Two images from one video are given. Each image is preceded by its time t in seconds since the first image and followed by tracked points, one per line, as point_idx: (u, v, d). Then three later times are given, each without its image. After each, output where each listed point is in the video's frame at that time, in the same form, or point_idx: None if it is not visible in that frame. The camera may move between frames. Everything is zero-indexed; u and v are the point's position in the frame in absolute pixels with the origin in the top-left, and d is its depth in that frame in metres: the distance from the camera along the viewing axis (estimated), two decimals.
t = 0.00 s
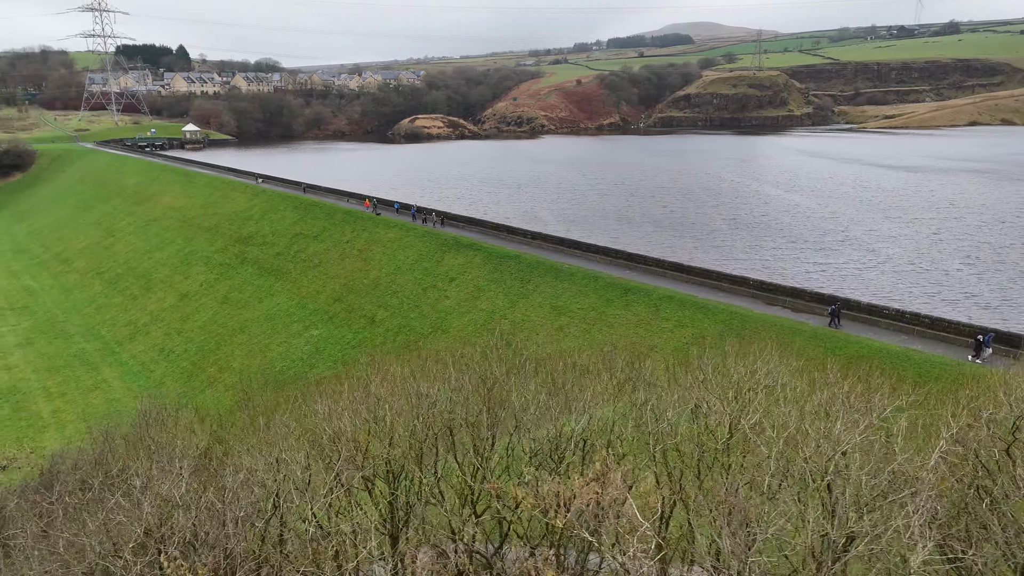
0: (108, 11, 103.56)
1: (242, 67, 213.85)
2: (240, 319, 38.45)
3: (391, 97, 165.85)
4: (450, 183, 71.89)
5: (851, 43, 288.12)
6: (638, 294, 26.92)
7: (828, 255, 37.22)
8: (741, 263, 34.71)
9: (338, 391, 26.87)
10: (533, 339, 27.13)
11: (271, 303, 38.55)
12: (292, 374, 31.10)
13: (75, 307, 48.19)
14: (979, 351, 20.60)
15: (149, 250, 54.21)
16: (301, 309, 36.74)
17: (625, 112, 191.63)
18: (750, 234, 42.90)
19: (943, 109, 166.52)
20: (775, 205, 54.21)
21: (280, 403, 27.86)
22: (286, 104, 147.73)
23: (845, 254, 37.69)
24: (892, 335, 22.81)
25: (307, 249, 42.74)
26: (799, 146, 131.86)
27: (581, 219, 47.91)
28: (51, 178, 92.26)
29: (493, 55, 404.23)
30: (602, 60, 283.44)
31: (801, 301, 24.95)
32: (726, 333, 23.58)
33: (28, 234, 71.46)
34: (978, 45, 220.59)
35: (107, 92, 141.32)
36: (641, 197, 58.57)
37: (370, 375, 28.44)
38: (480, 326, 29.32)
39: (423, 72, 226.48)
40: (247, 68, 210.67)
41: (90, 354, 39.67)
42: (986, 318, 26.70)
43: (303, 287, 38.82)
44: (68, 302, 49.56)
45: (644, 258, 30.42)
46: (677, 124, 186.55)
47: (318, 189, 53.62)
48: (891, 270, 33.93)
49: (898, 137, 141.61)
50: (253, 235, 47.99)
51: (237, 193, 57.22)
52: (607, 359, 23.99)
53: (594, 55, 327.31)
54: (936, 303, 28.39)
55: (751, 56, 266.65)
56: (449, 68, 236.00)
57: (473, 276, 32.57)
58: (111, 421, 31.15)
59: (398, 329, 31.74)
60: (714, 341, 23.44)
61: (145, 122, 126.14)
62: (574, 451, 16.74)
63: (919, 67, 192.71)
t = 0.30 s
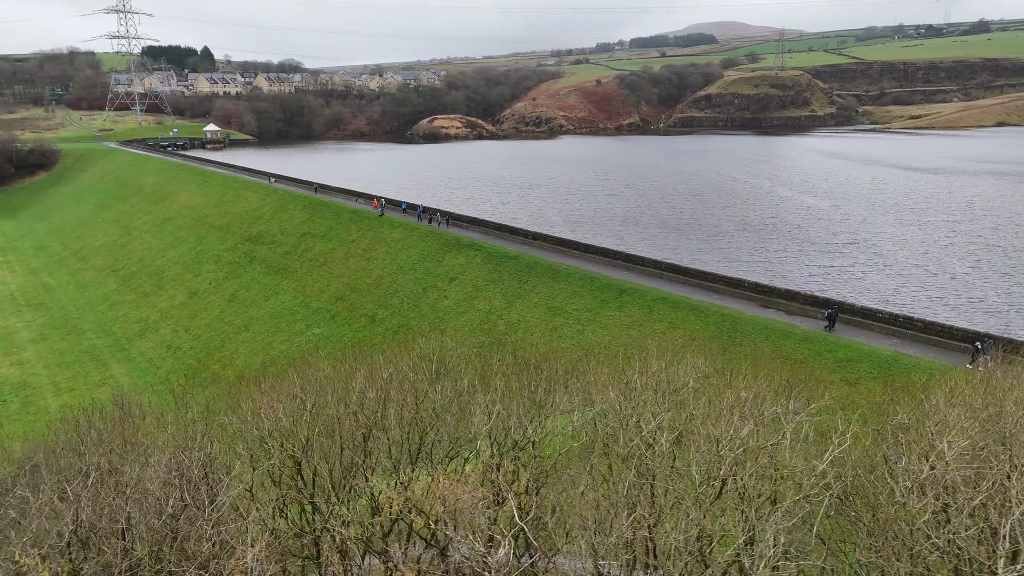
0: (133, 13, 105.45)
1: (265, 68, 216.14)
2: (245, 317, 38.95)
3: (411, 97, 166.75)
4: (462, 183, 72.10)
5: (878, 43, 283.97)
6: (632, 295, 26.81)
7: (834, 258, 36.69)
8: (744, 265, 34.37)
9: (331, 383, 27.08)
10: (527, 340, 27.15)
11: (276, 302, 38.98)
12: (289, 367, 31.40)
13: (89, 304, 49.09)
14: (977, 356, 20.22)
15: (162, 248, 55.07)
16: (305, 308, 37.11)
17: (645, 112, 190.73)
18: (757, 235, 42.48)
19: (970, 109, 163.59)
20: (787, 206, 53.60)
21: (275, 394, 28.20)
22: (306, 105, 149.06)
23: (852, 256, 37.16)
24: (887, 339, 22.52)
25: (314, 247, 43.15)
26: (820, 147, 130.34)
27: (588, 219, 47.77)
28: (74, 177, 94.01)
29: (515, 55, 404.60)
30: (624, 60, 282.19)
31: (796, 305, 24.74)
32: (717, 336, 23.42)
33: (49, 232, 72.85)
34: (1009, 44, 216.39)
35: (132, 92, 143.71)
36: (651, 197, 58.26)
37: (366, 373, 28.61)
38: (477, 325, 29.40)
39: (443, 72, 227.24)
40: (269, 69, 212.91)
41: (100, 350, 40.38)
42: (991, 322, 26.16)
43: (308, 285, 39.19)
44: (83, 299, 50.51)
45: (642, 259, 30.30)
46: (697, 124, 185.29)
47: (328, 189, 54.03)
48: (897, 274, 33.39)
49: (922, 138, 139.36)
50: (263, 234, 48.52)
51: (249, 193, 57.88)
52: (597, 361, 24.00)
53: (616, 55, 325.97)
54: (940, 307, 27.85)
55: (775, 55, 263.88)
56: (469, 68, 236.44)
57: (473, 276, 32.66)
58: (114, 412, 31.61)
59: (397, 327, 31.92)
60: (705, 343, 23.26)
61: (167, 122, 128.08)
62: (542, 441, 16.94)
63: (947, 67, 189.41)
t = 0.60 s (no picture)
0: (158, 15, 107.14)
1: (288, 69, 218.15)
2: (252, 315, 39.47)
3: (432, 98, 167.56)
4: (476, 184, 72.30)
5: (908, 42, 279.03)
6: (627, 296, 26.66)
7: (840, 260, 36.16)
8: (747, 268, 34.04)
9: (323, 377, 27.40)
10: (522, 340, 27.20)
11: (282, 300, 39.44)
12: (286, 362, 31.78)
13: (105, 301, 50.05)
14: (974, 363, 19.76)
15: (177, 246, 55.95)
16: (309, 306, 37.52)
17: (666, 112, 189.58)
18: (764, 237, 42.09)
19: (1001, 109, 160.18)
20: (799, 207, 52.97)
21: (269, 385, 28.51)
22: (328, 104, 150.34)
23: (859, 259, 36.59)
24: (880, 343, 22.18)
25: (322, 246, 43.56)
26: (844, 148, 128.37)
27: (596, 220, 47.60)
28: (98, 176, 95.75)
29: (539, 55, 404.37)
30: (647, 60, 280.57)
31: (790, 307, 24.45)
32: (707, 338, 23.23)
33: (72, 230, 74.33)
34: None
35: (157, 92, 145.93)
36: (663, 198, 57.91)
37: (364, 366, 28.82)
38: (474, 325, 29.49)
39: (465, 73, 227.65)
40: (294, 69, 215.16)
41: (112, 346, 41.17)
42: (994, 328, 25.67)
43: (314, 284, 39.56)
44: (100, 295, 51.52)
45: (642, 260, 30.17)
46: (720, 125, 183.77)
47: (340, 189, 54.43)
48: (902, 277, 32.80)
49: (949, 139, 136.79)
50: (274, 233, 49.08)
51: (263, 192, 58.56)
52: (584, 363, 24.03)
53: (641, 55, 324.29)
54: (943, 311, 27.37)
55: (801, 54, 260.68)
56: (491, 69, 236.60)
57: (473, 276, 32.77)
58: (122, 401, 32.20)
59: (397, 326, 32.15)
60: (694, 347, 23.10)
61: (191, 122, 130.08)
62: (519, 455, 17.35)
63: (977, 67, 185.68)
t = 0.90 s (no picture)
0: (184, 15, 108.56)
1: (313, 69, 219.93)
2: (259, 312, 39.93)
3: (453, 98, 168.09)
4: (490, 184, 72.40)
5: (939, 40, 273.78)
6: (622, 297, 26.54)
7: (847, 263, 35.57)
8: (749, 269, 33.73)
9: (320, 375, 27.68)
10: (517, 340, 27.25)
11: (289, 298, 39.88)
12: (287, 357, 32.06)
13: (120, 297, 50.98)
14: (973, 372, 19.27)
15: (192, 244, 56.76)
16: (315, 304, 37.90)
17: (689, 111, 188.13)
18: (774, 239, 41.52)
19: None
20: (812, 209, 52.18)
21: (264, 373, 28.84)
22: (349, 104, 151.40)
23: (867, 261, 35.95)
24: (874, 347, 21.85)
25: (330, 245, 43.95)
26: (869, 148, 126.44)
27: (605, 220, 47.28)
28: (122, 175, 97.34)
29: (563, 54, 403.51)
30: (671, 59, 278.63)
31: (785, 309, 24.17)
32: (698, 341, 23.04)
33: (94, 228, 75.79)
34: None
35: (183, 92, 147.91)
36: (675, 198, 57.39)
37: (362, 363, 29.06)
38: (471, 325, 29.62)
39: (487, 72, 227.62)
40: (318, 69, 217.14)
41: (124, 341, 41.84)
42: (998, 334, 25.10)
43: (320, 283, 39.93)
44: (116, 292, 52.49)
45: (642, 261, 30.04)
46: (743, 124, 181.92)
47: (352, 188, 54.85)
48: (908, 280, 32.28)
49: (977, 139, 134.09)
50: (285, 231, 49.57)
51: (277, 190, 59.17)
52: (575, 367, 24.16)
53: (665, 54, 322.10)
54: (947, 315, 26.84)
55: (828, 52, 257.15)
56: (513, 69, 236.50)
57: (473, 275, 32.83)
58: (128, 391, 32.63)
59: (397, 325, 32.35)
60: (684, 349, 22.97)
61: (214, 121, 131.89)
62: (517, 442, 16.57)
63: (1009, 66, 181.68)
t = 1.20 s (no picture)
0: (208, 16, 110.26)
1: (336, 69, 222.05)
2: (267, 310, 40.48)
3: (475, 97, 168.76)
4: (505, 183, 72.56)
5: (972, 38, 268.59)
6: (617, 298, 26.48)
7: (854, 265, 35.11)
8: (753, 271, 33.43)
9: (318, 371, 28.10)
10: (512, 340, 27.34)
11: (296, 296, 40.39)
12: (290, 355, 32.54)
13: (136, 294, 51.94)
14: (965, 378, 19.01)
15: (208, 242, 57.73)
16: (320, 302, 38.30)
17: (712, 111, 186.75)
18: (780, 240, 41.20)
19: None
20: (825, 210, 51.62)
21: (265, 375, 29.29)
22: (371, 104, 152.44)
23: (874, 263, 35.56)
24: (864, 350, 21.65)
25: (338, 243, 44.38)
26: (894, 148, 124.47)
27: (613, 221, 47.27)
28: (146, 173, 99.16)
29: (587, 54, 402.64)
30: (695, 58, 276.70)
31: (779, 312, 23.92)
32: (688, 342, 22.89)
33: (116, 225, 77.27)
34: None
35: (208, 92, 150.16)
36: (686, 199, 57.16)
37: (362, 364, 29.42)
38: (469, 324, 29.74)
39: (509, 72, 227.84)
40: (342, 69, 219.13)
41: (137, 336, 42.64)
42: (998, 338, 24.73)
43: (327, 281, 40.36)
44: (133, 288, 53.46)
45: (640, 262, 29.96)
46: (767, 124, 180.01)
47: (365, 187, 55.30)
48: (914, 283, 31.75)
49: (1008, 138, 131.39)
50: (297, 230, 50.20)
51: (291, 189, 59.84)
52: (567, 369, 24.15)
53: (690, 53, 319.95)
54: (948, 319, 26.48)
55: (856, 50, 253.77)
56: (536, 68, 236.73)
57: (474, 275, 32.96)
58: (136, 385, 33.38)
59: (397, 323, 32.62)
60: (675, 350, 22.84)
61: (238, 121, 133.66)
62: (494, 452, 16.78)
63: None
